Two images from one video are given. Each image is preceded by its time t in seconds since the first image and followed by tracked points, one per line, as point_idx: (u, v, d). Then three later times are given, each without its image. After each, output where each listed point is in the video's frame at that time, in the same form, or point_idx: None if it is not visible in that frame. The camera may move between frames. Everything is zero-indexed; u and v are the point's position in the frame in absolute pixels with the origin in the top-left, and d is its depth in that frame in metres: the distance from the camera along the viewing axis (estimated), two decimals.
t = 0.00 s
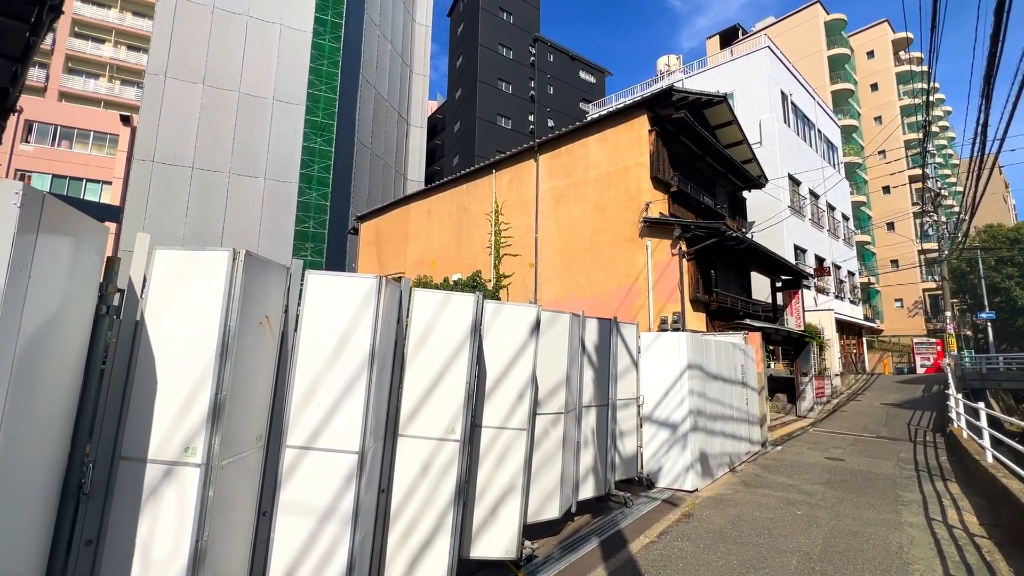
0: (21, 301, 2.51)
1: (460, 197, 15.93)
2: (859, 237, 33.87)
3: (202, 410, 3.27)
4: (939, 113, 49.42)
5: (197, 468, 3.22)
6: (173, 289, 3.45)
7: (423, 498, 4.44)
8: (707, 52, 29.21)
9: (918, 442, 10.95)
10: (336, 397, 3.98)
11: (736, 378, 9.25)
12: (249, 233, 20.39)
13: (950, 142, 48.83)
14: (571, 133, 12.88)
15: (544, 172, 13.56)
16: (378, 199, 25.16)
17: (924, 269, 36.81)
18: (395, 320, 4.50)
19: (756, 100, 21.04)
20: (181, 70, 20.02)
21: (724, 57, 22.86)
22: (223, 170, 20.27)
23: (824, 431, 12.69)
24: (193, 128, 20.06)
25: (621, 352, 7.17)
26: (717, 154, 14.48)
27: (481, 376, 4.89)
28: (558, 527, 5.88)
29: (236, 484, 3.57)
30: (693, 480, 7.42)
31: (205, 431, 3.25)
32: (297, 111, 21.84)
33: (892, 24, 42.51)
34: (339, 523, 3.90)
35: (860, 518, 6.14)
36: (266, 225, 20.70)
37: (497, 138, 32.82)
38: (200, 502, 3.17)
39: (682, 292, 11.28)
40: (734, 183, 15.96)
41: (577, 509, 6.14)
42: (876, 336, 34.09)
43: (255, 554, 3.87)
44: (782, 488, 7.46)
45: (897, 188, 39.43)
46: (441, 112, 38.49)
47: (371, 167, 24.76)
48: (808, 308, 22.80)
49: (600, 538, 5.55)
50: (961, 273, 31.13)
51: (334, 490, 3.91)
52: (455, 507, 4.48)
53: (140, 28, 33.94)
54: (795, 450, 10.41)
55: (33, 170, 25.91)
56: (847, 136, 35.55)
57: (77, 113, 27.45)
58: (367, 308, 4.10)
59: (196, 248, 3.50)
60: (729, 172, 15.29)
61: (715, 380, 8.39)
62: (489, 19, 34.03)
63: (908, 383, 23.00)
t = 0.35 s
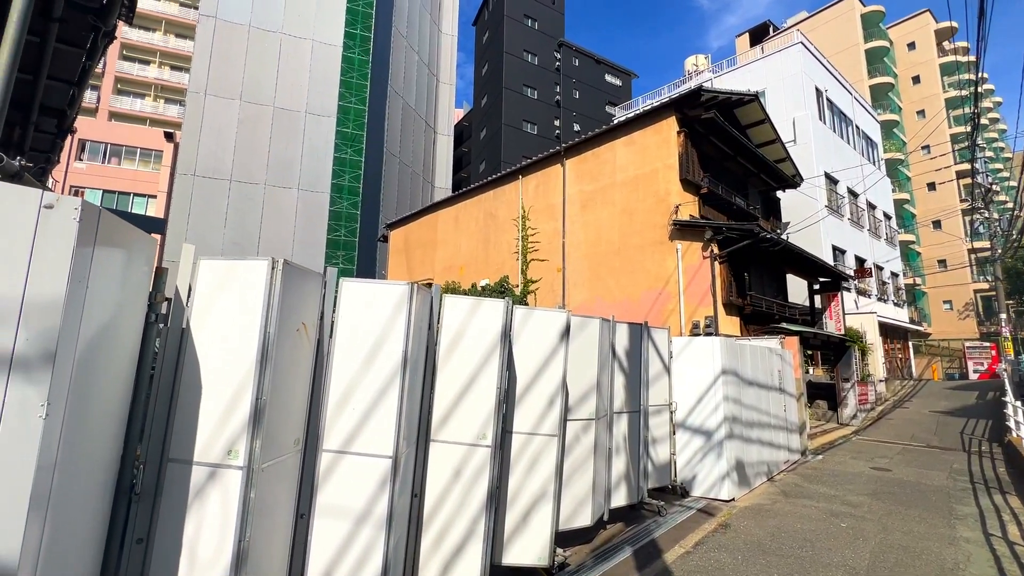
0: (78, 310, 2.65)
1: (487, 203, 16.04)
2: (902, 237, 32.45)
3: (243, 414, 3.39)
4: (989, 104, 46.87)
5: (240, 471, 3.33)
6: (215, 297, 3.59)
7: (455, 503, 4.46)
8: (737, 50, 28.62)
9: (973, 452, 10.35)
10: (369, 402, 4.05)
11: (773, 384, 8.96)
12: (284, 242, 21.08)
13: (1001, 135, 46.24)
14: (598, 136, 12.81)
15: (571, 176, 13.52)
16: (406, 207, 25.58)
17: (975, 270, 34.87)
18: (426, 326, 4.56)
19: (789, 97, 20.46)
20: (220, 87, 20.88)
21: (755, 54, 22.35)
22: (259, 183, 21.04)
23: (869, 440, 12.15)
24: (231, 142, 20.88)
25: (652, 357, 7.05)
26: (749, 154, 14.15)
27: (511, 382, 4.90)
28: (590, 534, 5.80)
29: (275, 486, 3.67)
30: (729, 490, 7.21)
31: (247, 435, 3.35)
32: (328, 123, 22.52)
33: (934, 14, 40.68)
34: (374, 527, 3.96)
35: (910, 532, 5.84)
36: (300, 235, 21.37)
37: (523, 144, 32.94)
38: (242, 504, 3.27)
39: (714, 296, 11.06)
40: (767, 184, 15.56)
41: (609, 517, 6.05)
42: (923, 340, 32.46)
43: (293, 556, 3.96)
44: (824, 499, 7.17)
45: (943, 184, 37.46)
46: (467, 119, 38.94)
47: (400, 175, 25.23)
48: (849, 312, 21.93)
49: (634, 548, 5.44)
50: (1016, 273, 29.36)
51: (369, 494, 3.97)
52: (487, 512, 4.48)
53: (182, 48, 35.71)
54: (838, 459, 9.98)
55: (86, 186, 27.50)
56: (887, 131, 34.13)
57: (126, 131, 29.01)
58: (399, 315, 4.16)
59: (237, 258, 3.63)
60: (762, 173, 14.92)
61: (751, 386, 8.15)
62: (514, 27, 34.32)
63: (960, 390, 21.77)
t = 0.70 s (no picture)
0: (127, 321, 2.78)
1: (512, 211, 16.12)
2: (946, 238, 31.07)
3: (279, 421, 3.47)
4: None
5: (276, 477, 3.40)
6: (252, 307, 3.70)
7: (484, 512, 4.45)
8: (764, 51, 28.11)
9: None
10: (400, 410, 4.10)
11: (809, 393, 8.64)
12: (314, 254, 21.67)
13: None
14: (622, 142, 12.74)
15: (596, 183, 13.47)
16: (432, 217, 25.94)
17: None
18: (455, 335, 4.60)
19: (821, 98, 19.94)
20: (254, 105, 21.71)
21: (783, 55, 21.90)
22: (290, 196, 21.71)
23: (914, 452, 11.58)
24: (265, 158, 21.62)
25: (682, 365, 6.91)
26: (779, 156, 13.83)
27: (539, 390, 4.88)
28: (621, 546, 5.69)
29: (310, 493, 3.75)
30: (765, 502, 6.98)
31: (282, 442, 3.44)
32: (356, 137, 23.12)
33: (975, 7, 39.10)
34: (405, 534, 3.99)
35: (964, 551, 5.51)
36: (329, 246, 21.94)
37: (547, 152, 33.04)
38: (278, 509, 3.35)
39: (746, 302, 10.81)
40: (799, 186, 15.15)
41: (640, 528, 5.93)
42: (971, 346, 30.84)
43: (327, 563, 4.02)
44: (868, 514, 6.85)
45: (989, 183, 35.84)
46: (491, 129, 39.33)
47: (426, 186, 25.63)
48: (888, 318, 21.06)
49: (667, 561, 5.31)
50: None
51: (400, 502, 4.00)
52: (517, 522, 4.45)
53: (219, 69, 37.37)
54: (881, 472, 9.54)
55: (130, 203, 28.91)
56: (926, 129, 32.84)
57: (166, 149, 30.42)
58: (428, 323, 4.21)
59: (273, 268, 3.74)
60: (793, 175, 14.54)
61: (786, 395, 7.89)
62: (537, 37, 34.64)
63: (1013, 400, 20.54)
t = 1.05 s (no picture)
0: (165, 334, 2.88)
1: (533, 222, 16.16)
2: (986, 244, 29.75)
3: (307, 432, 3.53)
4: None
5: (304, 487, 3.45)
6: (282, 321, 3.78)
7: (509, 525, 4.42)
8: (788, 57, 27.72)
9: None
10: (425, 422, 4.12)
11: (843, 406, 8.33)
12: (339, 266, 22.10)
13: None
14: (643, 152, 12.68)
15: (617, 193, 13.41)
16: (453, 229, 26.21)
17: None
18: (478, 346, 4.62)
19: (849, 102, 19.49)
20: (282, 123, 22.41)
21: (808, 60, 21.53)
22: (316, 210, 22.26)
23: (959, 468, 11.02)
24: (292, 173, 22.24)
25: (709, 376, 6.76)
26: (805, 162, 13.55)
27: (563, 402, 4.85)
28: (648, 562, 5.56)
29: (337, 504, 3.79)
30: (799, 520, 6.73)
31: (311, 453, 3.49)
32: (380, 151, 23.62)
33: (1011, 5, 37.82)
34: (430, 547, 3.98)
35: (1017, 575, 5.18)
36: (354, 259, 22.38)
37: (567, 162, 33.10)
38: (306, 520, 3.39)
39: (774, 312, 10.57)
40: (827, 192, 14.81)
41: (668, 545, 5.79)
42: (1018, 357, 29.27)
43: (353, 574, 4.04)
44: (910, 534, 6.52)
45: None
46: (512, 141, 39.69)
47: (447, 198, 25.98)
48: (927, 327, 20.21)
49: None
50: None
51: (425, 514, 4.00)
52: (542, 536, 4.39)
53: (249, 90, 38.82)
54: (923, 489, 9.09)
55: (165, 219, 30.07)
56: (962, 131, 31.70)
57: (200, 168, 31.64)
58: (452, 335, 4.24)
59: (301, 282, 3.83)
60: (820, 181, 14.23)
61: (819, 408, 7.63)
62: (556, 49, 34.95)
63: None
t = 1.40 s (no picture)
0: (195, 349, 2.96)
1: (551, 236, 16.19)
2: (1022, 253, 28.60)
3: (330, 447, 3.56)
4: None
5: (327, 503, 3.47)
6: (305, 336, 3.85)
7: (531, 544, 4.36)
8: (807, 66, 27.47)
9: None
10: (446, 437, 4.11)
11: (875, 422, 8.03)
12: (360, 281, 22.44)
13: None
14: (662, 164, 12.65)
15: (635, 206, 13.36)
16: (471, 243, 26.42)
17: None
18: (499, 361, 4.61)
19: (873, 110, 19.14)
20: (305, 143, 23.02)
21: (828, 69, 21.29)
22: (338, 227, 22.71)
23: (1003, 489, 10.47)
24: (314, 191, 22.76)
25: (734, 391, 6.62)
26: (828, 172, 13.33)
27: (584, 418, 4.80)
28: None
29: (359, 520, 3.79)
30: (832, 541, 6.48)
31: (333, 468, 3.51)
32: (400, 169, 24.07)
33: None
34: (452, 564, 3.95)
35: None
36: (374, 274, 22.69)
37: (585, 176, 33.18)
38: (329, 536, 3.40)
39: (799, 324, 10.33)
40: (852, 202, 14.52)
41: (694, 566, 5.62)
42: None
43: None
44: (952, 558, 6.20)
45: None
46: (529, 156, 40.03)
47: (465, 214, 26.26)
48: (962, 340, 19.44)
49: None
50: None
51: (446, 531, 3.97)
52: (564, 556, 4.31)
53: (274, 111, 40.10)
54: (964, 510, 8.65)
55: (193, 237, 31.01)
56: (992, 137, 30.81)
57: (226, 187, 32.68)
58: (472, 350, 4.25)
59: (325, 298, 3.90)
60: (845, 191, 13.97)
61: (849, 424, 7.38)
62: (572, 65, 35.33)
63: None
